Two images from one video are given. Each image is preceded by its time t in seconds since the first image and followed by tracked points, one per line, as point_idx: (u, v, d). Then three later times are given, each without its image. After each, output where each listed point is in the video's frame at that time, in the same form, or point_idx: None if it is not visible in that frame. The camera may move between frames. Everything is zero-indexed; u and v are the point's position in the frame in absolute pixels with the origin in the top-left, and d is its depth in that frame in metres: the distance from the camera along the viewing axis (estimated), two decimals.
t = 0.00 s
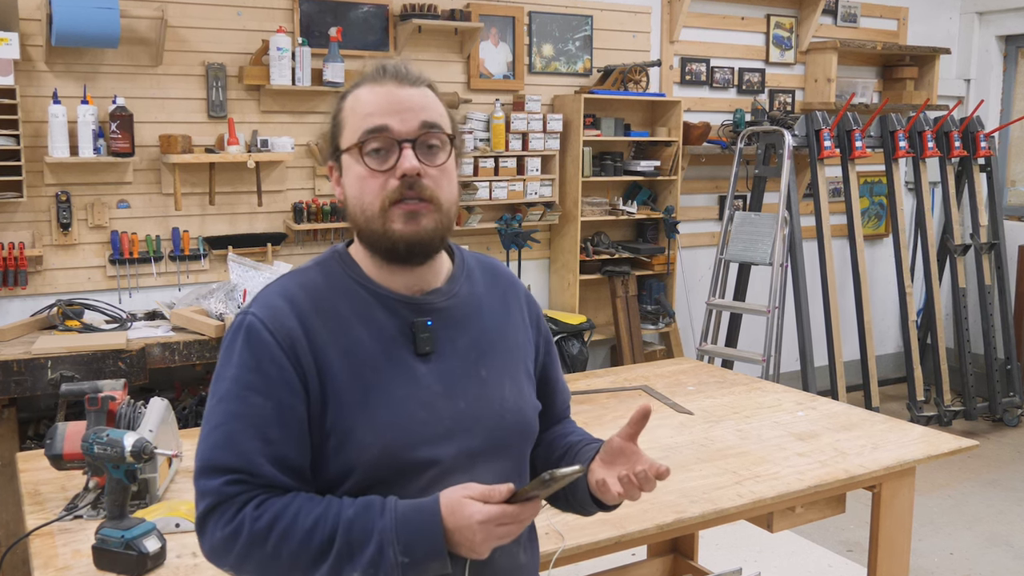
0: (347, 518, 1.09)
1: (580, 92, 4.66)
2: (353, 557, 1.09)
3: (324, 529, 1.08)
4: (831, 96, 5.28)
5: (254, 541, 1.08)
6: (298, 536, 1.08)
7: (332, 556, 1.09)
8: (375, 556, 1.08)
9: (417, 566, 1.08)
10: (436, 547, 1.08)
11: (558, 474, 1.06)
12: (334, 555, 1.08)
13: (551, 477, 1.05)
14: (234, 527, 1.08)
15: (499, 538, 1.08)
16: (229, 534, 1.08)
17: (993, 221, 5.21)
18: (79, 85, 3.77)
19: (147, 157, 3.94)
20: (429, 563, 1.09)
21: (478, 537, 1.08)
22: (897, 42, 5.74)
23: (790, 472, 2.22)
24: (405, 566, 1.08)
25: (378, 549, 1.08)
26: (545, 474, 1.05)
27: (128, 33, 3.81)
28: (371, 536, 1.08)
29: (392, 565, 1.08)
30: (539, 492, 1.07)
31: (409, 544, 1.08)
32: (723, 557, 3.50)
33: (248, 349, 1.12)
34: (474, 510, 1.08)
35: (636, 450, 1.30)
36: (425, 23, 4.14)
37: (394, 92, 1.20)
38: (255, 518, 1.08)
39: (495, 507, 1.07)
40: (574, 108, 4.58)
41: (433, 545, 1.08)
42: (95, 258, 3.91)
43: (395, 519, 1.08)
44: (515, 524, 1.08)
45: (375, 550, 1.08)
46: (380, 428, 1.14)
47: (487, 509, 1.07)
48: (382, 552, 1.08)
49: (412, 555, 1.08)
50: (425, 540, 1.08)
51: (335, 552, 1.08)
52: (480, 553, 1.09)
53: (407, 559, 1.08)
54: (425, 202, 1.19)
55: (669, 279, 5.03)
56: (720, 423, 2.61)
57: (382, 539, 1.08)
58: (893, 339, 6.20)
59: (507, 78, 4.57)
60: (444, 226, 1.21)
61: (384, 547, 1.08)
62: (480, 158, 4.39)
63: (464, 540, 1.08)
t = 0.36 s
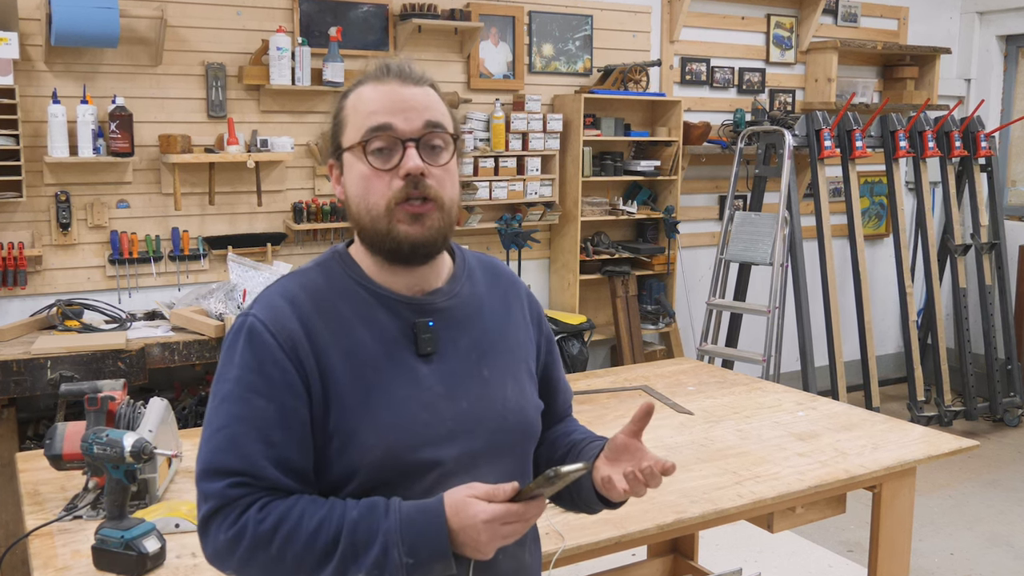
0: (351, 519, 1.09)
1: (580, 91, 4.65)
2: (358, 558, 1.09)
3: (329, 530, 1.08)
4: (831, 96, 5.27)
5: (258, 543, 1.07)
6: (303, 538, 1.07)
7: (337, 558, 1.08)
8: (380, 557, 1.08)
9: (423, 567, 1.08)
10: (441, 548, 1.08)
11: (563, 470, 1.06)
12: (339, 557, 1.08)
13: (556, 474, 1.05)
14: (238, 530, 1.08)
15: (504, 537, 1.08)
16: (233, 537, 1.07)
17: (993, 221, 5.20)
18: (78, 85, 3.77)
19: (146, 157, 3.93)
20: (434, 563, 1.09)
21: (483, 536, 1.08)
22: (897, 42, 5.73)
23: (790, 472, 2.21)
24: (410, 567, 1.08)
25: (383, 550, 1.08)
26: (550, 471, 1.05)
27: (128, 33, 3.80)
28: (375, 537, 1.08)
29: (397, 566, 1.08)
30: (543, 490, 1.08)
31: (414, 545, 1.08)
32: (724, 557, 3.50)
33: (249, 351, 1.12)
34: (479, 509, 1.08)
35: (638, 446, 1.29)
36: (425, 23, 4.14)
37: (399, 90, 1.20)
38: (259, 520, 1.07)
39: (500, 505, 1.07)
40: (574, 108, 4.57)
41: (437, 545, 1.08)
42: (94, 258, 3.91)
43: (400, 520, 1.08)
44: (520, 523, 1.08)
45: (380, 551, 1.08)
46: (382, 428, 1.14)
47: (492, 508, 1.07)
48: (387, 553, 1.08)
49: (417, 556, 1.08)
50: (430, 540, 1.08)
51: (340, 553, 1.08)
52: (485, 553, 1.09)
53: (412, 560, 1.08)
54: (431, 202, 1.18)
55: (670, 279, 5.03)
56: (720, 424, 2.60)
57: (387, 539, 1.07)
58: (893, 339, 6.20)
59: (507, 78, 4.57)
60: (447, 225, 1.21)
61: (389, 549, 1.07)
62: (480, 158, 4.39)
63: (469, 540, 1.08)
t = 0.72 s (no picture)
0: (311, 511, 1.06)
1: (580, 91, 4.65)
2: (317, 551, 1.05)
3: (288, 522, 1.05)
4: (831, 96, 5.27)
5: (224, 531, 1.07)
6: (264, 528, 1.05)
7: (298, 550, 1.05)
8: (337, 551, 1.04)
9: (381, 563, 1.03)
10: (399, 543, 1.02)
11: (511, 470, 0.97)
12: (300, 550, 1.05)
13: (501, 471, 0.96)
14: (210, 517, 1.07)
15: (468, 536, 1.01)
16: (204, 524, 1.07)
17: (994, 220, 5.20)
18: (77, 85, 3.76)
19: (146, 157, 3.93)
20: (395, 560, 1.03)
21: (442, 534, 1.01)
22: (898, 41, 5.73)
23: (790, 473, 2.21)
24: (368, 563, 1.03)
25: (341, 544, 1.04)
26: (497, 465, 0.96)
27: (127, 33, 3.80)
28: (333, 531, 1.04)
29: (354, 561, 1.03)
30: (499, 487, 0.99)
31: (370, 539, 1.03)
32: (723, 558, 3.50)
33: (242, 347, 1.12)
34: (435, 504, 1.01)
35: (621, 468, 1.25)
36: (425, 22, 4.14)
37: (385, 87, 1.21)
38: (226, 507, 1.07)
39: (456, 501, 1.00)
40: (574, 107, 4.57)
41: (395, 541, 1.02)
42: (94, 258, 3.91)
43: (359, 513, 1.04)
44: (481, 520, 1.00)
45: (338, 545, 1.04)
46: (375, 425, 1.13)
47: (449, 504, 1.00)
48: (344, 548, 1.04)
49: (374, 551, 1.03)
50: (389, 535, 1.03)
51: (299, 546, 1.05)
52: (451, 554, 1.02)
53: (369, 555, 1.03)
54: (417, 194, 1.18)
55: (670, 279, 5.03)
56: (720, 424, 2.60)
57: (344, 533, 1.04)
58: (893, 339, 6.19)
59: (507, 78, 4.56)
60: (438, 218, 1.20)
61: (346, 542, 1.04)
62: (480, 158, 4.39)
63: (428, 537, 1.02)
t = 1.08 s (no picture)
0: (273, 534, 1.13)
1: (580, 91, 4.65)
2: (279, 569, 1.14)
3: (252, 544, 1.13)
4: (832, 96, 5.27)
5: (201, 539, 1.16)
6: (233, 544, 1.14)
7: (263, 566, 1.14)
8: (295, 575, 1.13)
9: None
10: None
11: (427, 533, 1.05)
12: (264, 566, 1.14)
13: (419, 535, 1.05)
14: (191, 522, 1.17)
15: None
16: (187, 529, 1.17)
17: (995, 220, 5.19)
18: (77, 85, 3.76)
19: (145, 157, 3.93)
20: None
21: None
22: (897, 41, 5.72)
23: (791, 473, 2.20)
24: None
25: (297, 570, 1.12)
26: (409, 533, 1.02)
27: (127, 32, 3.80)
28: (291, 556, 1.13)
29: None
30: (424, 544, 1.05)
31: (321, 569, 1.10)
32: (723, 558, 3.49)
33: (227, 358, 1.16)
34: (369, 553, 1.07)
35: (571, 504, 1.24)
36: (424, 22, 4.14)
37: (393, 90, 1.21)
38: (205, 517, 1.15)
39: (384, 554, 1.07)
40: (574, 107, 4.56)
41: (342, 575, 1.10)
42: (94, 258, 3.90)
43: (313, 544, 1.11)
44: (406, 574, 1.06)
45: (296, 569, 1.12)
46: (358, 433, 1.15)
47: (379, 556, 1.07)
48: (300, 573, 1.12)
49: None
50: (338, 569, 1.10)
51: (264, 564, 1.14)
52: None
53: None
54: (421, 201, 1.17)
55: (670, 279, 5.02)
56: (720, 424, 2.59)
57: (300, 560, 1.12)
58: (894, 339, 6.19)
59: (507, 77, 4.56)
60: (442, 226, 1.19)
61: (301, 568, 1.12)
62: (479, 157, 4.38)
63: None
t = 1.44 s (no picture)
0: (280, 531, 1.13)
1: (580, 91, 4.64)
2: (284, 567, 1.14)
3: (258, 543, 1.13)
4: (832, 96, 5.26)
5: (202, 540, 1.14)
6: (237, 544, 1.13)
7: (268, 566, 1.13)
8: (302, 572, 1.12)
9: None
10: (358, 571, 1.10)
11: (453, 521, 1.09)
12: (269, 566, 1.13)
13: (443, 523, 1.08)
14: (188, 525, 1.15)
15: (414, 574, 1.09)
16: (183, 531, 1.15)
17: (995, 220, 5.19)
18: (76, 84, 3.75)
19: (145, 157, 3.92)
20: None
21: (391, 570, 1.09)
22: (898, 41, 5.72)
23: (791, 473, 2.20)
24: None
25: (304, 566, 1.12)
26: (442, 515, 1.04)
27: (126, 32, 3.79)
28: (299, 553, 1.12)
29: None
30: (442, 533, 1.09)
31: (331, 564, 1.10)
32: (724, 558, 3.49)
33: (224, 358, 1.15)
34: (386, 544, 1.09)
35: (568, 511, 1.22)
36: (425, 22, 4.13)
37: (406, 90, 1.20)
38: (204, 519, 1.14)
39: (404, 543, 1.09)
40: (574, 107, 4.56)
41: (353, 570, 1.10)
42: (93, 258, 3.90)
43: (322, 538, 1.11)
44: (426, 562, 1.09)
45: (302, 566, 1.12)
46: (355, 438, 1.15)
47: (397, 546, 1.08)
48: (307, 569, 1.12)
49: None
50: (347, 564, 1.10)
51: (268, 563, 1.13)
52: None
53: None
54: (429, 203, 1.17)
55: (670, 279, 5.02)
56: (721, 424, 2.59)
57: (308, 556, 1.11)
58: (894, 340, 6.18)
59: (507, 77, 4.55)
60: (447, 229, 1.20)
61: (309, 564, 1.11)
62: (479, 157, 4.38)
63: (382, 569, 1.10)
